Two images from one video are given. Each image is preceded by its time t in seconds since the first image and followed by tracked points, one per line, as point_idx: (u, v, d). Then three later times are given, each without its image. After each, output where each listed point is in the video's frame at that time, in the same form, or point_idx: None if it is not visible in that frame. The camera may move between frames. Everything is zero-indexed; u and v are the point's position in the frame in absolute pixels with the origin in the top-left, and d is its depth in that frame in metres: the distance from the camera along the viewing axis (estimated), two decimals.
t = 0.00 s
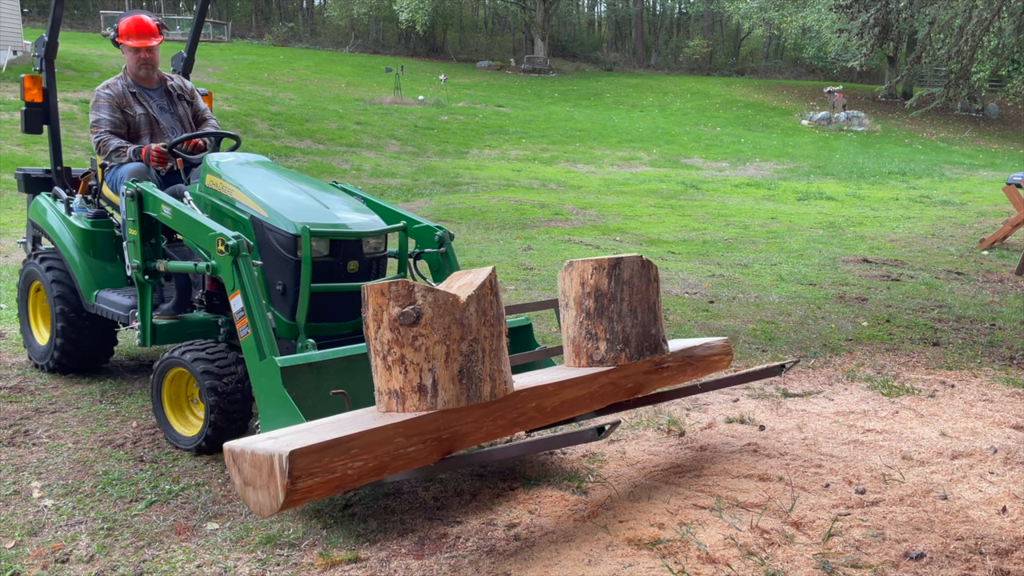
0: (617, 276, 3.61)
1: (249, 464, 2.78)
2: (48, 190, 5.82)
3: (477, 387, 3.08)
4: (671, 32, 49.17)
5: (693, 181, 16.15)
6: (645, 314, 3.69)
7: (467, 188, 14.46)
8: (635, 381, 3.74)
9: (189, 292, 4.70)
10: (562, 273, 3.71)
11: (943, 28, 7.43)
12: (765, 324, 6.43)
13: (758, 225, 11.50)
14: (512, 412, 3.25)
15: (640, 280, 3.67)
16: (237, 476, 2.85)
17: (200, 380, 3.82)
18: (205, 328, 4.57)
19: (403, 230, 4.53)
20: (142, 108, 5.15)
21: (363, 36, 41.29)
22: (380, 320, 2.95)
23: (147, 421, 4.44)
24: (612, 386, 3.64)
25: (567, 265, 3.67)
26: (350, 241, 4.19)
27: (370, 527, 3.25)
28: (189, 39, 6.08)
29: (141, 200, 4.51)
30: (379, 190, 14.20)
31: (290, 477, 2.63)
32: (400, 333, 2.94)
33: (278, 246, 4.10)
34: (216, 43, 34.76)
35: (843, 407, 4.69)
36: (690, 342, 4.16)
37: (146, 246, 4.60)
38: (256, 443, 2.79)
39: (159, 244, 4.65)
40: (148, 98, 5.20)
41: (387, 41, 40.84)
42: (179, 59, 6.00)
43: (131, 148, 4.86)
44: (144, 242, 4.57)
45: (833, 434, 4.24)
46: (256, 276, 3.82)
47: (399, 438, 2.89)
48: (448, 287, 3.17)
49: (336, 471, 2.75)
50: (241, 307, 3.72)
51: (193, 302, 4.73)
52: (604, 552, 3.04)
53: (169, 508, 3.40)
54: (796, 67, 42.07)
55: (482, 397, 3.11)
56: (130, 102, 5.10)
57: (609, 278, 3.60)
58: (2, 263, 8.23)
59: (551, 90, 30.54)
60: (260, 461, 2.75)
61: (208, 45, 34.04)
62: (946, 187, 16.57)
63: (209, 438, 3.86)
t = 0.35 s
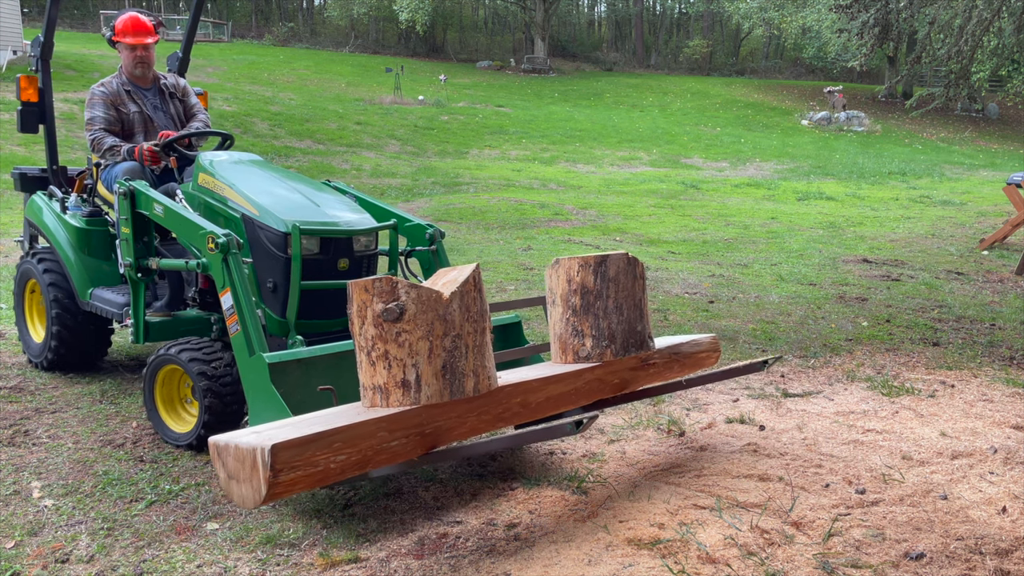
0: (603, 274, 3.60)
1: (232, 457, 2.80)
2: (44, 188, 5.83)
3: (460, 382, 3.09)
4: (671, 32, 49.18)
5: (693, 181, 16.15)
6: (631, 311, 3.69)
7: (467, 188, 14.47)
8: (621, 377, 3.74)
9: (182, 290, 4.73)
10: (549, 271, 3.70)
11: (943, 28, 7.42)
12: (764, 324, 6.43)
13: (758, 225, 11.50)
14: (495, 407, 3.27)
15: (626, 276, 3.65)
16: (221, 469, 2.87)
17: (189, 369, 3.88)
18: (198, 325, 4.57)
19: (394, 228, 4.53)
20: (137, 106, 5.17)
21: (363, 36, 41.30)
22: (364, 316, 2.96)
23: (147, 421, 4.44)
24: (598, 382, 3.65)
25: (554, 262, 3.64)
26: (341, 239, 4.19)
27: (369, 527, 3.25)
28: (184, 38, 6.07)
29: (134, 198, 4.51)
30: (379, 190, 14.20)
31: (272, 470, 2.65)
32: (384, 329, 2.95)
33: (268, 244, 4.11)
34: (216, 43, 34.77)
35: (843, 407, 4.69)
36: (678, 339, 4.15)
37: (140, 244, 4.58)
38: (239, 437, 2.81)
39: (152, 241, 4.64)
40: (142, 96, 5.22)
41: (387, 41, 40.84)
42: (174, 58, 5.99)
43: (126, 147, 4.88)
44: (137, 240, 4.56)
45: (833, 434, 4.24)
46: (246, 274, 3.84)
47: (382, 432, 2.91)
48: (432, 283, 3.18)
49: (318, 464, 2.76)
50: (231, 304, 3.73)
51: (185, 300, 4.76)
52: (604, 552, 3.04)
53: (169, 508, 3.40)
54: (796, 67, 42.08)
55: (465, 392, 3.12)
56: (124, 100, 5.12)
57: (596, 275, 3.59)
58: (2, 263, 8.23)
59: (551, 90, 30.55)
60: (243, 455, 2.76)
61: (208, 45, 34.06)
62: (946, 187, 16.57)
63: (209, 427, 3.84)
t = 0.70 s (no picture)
0: (588, 270, 3.62)
1: (213, 450, 2.83)
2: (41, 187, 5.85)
3: (441, 376, 3.11)
4: (671, 32, 49.20)
5: (693, 181, 16.15)
6: (615, 307, 3.70)
7: (467, 188, 14.47)
8: (607, 372, 3.72)
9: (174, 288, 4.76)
10: (535, 267, 3.70)
11: (943, 28, 7.41)
12: (764, 324, 6.43)
13: (758, 225, 11.51)
14: (477, 402, 3.27)
15: (611, 273, 3.67)
16: (203, 462, 2.91)
17: (176, 360, 3.94)
18: (189, 323, 4.60)
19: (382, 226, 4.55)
20: (129, 105, 5.17)
21: (363, 36, 41.31)
22: (345, 312, 2.97)
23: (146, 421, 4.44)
24: (583, 378, 3.63)
25: (539, 259, 3.66)
26: (330, 236, 4.19)
27: (370, 527, 3.25)
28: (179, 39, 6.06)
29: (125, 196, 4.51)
30: (379, 190, 14.21)
31: (250, 462, 2.68)
32: (365, 324, 2.96)
33: (257, 241, 4.12)
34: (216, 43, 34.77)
35: (843, 407, 4.69)
36: (664, 335, 4.12)
37: (131, 243, 4.58)
38: (220, 430, 2.83)
39: (144, 240, 4.64)
40: (135, 95, 5.22)
41: (387, 41, 40.85)
42: (169, 58, 5.99)
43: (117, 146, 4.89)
44: (129, 238, 4.56)
45: (833, 434, 4.25)
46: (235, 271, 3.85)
47: (362, 426, 2.92)
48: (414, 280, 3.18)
49: (298, 457, 2.79)
50: (220, 301, 3.73)
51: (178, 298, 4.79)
52: (604, 552, 3.04)
53: (170, 508, 3.40)
54: (797, 67, 42.09)
55: (446, 386, 3.13)
56: (116, 98, 5.13)
57: (580, 272, 3.60)
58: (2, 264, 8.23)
59: (551, 91, 30.56)
60: (223, 448, 2.80)
61: (208, 45, 34.06)
62: (946, 187, 16.57)
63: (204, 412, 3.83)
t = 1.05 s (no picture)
0: (570, 267, 3.65)
1: (189, 445, 2.83)
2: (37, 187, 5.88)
3: (418, 372, 3.10)
4: (671, 32, 49.22)
5: (693, 181, 16.16)
6: (598, 304, 3.72)
7: (467, 188, 14.47)
8: (590, 369, 3.73)
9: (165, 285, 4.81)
10: (518, 265, 3.74)
11: (943, 28, 7.41)
12: (764, 324, 6.43)
13: (758, 225, 11.51)
14: (457, 398, 3.26)
15: (593, 269, 3.70)
16: (179, 457, 2.91)
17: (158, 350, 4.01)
18: (183, 320, 4.71)
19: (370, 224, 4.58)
20: (121, 106, 5.23)
21: (363, 36, 41.31)
22: (324, 309, 2.97)
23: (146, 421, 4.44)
24: (565, 374, 3.63)
25: (523, 256, 3.69)
26: (316, 234, 4.21)
27: (370, 527, 3.25)
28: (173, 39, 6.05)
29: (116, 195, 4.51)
30: (379, 190, 14.22)
31: (225, 457, 2.69)
32: (343, 321, 2.97)
33: (245, 238, 4.15)
34: (216, 44, 34.78)
35: (843, 407, 4.69)
36: (649, 332, 4.12)
37: (122, 241, 4.60)
38: (197, 424, 2.85)
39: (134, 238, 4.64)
40: (127, 96, 5.26)
41: (387, 41, 40.86)
42: (164, 58, 5.98)
43: (110, 146, 4.95)
44: (120, 236, 4.58)
45: (833, 434, 4.25)
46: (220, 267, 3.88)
47: (338, 422, 2.93)
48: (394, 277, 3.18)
49: (273, 453, 2.79)
50: (205, 298, 3.75)
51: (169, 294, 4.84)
52: (604, 552, 3.04)
53: (170, 508, 3.40)
54: (797, 66, 42.10)
55: (424, 382, 3.13)
56: (108, 100, 5.18)
57: (563, 268, 3.64)
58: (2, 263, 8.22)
59: (551, 91, 30.56)
60: (198, 443, 2.80)
61: (208, 45, 34.07)
62: (946, 187, 16.57)
63: (196, 393, 3.86)
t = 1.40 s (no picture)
0: (551, 264, 3.66)
1: (163, 438, 2.85)
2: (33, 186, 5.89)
3: (393, 367, 3.12)
4: (671, 32, 49.20)
5: (693, 181, 16.15)
6: (579, 301, 3.74)
7: (467, 188, 14.47)
8: (572, 365, 3.73)
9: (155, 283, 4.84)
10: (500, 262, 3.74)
11: (943, 28, 7.41)
12: (764, 324, 6.43)
13: (758, 225, 11.50)
14: (433, 393, 3.27)
15: (575, 267, 3.71)
16: (154, 450, 2.93)
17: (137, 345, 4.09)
18: (171, 317, 4.74)
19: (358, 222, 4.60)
20: (114, 107, 5.26)
21: (363, 36, 41.28)
22: (299, 304, 2.99)
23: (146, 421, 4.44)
24: (546, 370, 3.64)
25: (505, 254, 3.69)
26: (303, 231, 4.23)
27: (370, 527, 3.24)
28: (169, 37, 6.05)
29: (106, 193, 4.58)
30: (379, 190, 14.21)
31: (197, 449, 2.70)
32: (318, 316, 2.97)
33: (232, 237, 4.18)
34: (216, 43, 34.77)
35: (843, 407, 4.69)
36: (633, 329, 4.13)
37: (112, 239, 4.67)
38: (172, 419, 2.85)
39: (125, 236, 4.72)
40: (120, 97, 5.29)
41: (387, 41, 40.85)
42: (160, 59, 5.97)
43: (101, 146, 4.99)
44: (109, 235, 4.65)
45: (833, 434, 4.24)
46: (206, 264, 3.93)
47: (312, 415, 2.94)
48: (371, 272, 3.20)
49: (246, 445, 2.81)
50: (191, 295, 3.82)
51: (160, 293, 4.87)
52: (604, 552, 3.04)
53: (170, 508, 3.39)
54: (797, 67, 42.09)
55: (399, 376, 3.14)
56: (101, 101, 5.21)
57: (544, 265, 3.64)
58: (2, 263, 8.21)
59: (551, 91, 30.55)
60: (172, 435, 2.81)
61: (208, 45, 34.06)
62: (946, 187, 16.57)
63: (180, 370, 3.90)
